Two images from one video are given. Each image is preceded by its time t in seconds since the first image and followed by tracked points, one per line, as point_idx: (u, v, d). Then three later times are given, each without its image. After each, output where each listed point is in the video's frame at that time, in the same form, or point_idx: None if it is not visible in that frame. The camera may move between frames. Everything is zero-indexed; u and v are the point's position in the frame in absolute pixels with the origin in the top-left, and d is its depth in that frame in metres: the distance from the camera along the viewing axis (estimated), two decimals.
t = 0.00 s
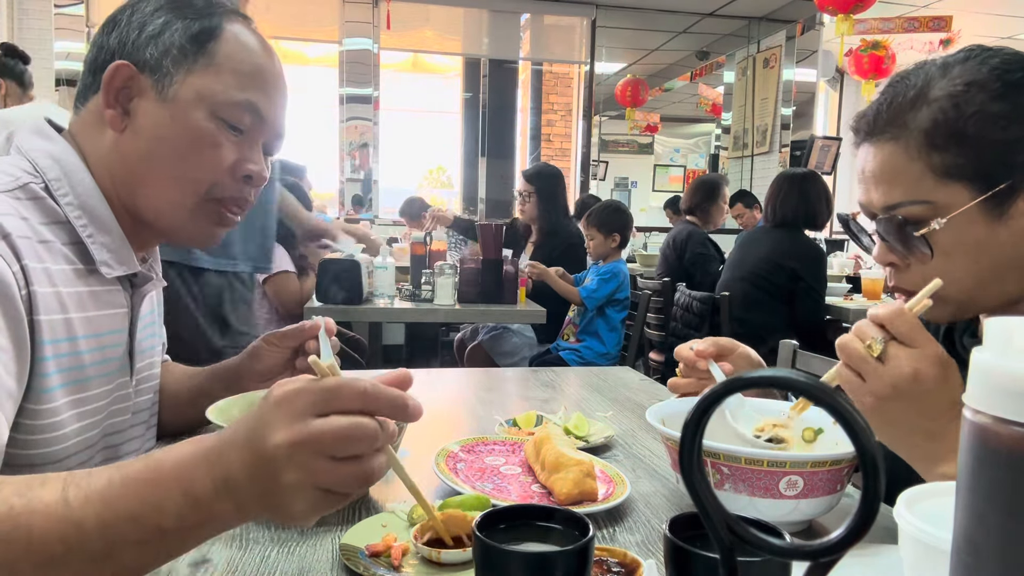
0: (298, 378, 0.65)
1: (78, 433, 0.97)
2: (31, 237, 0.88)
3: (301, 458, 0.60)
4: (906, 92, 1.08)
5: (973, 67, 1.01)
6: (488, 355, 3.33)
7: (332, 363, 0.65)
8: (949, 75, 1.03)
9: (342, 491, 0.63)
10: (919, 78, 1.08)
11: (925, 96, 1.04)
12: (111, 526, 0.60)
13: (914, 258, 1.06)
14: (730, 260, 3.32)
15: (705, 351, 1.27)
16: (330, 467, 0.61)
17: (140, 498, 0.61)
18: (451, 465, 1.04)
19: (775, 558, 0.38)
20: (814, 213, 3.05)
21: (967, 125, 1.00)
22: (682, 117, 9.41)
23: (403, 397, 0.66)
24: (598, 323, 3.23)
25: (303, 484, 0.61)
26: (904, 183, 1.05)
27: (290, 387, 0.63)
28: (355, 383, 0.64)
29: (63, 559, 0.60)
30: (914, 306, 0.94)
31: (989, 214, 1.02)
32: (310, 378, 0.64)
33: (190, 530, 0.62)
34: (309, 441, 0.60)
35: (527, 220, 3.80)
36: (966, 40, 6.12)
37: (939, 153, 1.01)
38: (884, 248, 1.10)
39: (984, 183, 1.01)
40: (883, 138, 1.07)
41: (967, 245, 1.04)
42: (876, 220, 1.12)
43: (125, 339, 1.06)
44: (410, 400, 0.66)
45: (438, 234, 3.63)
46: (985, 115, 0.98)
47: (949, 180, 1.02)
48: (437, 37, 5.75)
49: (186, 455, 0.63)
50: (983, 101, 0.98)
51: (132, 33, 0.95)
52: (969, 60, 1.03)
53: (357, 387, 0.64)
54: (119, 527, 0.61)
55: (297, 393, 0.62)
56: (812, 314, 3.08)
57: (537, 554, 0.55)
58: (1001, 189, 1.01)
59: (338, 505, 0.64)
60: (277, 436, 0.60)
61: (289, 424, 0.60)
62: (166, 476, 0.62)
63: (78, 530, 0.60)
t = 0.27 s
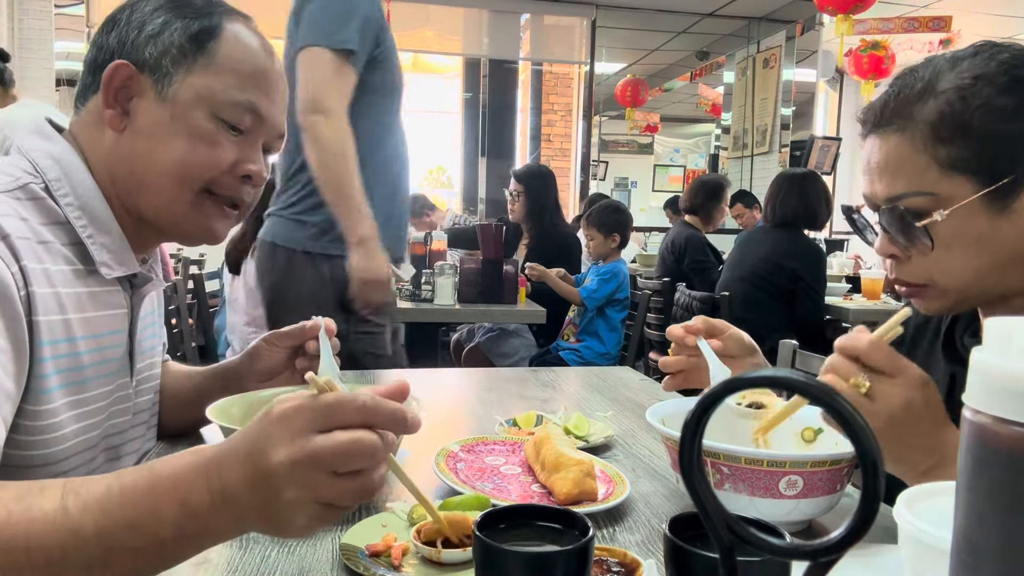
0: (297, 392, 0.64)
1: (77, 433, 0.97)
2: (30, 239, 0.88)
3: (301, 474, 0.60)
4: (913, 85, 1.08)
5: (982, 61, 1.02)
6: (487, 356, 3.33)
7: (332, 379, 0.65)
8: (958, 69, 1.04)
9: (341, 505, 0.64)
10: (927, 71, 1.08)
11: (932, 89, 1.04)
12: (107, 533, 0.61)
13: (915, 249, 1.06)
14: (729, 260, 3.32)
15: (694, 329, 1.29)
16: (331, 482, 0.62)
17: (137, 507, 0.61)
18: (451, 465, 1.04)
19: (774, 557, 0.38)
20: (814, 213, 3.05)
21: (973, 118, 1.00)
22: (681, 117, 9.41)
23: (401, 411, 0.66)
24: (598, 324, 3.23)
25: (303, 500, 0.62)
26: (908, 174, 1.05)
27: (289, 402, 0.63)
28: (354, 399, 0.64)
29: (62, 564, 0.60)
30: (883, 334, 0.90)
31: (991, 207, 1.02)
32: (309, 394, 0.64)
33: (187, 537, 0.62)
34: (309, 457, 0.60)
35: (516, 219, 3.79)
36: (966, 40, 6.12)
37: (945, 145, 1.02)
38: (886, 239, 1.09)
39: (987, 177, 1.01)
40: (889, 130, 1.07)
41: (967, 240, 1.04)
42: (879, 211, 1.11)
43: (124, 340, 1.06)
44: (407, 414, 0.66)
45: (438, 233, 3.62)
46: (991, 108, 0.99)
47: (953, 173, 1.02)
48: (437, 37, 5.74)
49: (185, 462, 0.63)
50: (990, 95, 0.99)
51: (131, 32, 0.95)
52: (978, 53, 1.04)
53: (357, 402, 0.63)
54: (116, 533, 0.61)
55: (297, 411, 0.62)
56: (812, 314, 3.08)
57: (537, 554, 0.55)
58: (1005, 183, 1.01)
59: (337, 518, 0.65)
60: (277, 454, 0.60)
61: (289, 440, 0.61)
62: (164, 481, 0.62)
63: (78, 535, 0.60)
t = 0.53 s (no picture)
0: (285, 417, 0.63)
1: (74, 433, 0.97)
2: (29, 238, 0.88)
3: (290, 502, 0.60)
4: (919, 80, 1.09)
5: (989, 55, 1.02)
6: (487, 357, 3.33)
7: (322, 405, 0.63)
8: (964, 64, 1.04)
9: (336, 527, 0.64)
10: (933, 67, 1.09)
11: (939, 83, 1.05)
12: (103, 541, 0.60)
13: (921, 245, 1.05)
14: (729, 260, 3.32)
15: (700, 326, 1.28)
16: (322, 510, 0.61)
17: (130, 522, 0.61)
18: (451, 465, 1.04)
19: (775, 557, 0.38)
20: (814, 213, 3.05)
21: (980, 111, 1.01)
22: (682, 117, 9.40)
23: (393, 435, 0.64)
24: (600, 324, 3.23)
25: (296, 526, 0.62)
26: (914, 167, 1.05)
27: (276, 430, 0.62)
28: (343, 427, 0.62)
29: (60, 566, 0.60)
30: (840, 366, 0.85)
31: (997, 201, 1.02)
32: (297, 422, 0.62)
33: (182, 547, 0.62)
34: (298, 487, 0.60)
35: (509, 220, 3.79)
36: (966, 40, 6.12)
37: (952, 138, 1.02)
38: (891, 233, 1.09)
39: (994, 170, 1.02)
40: (895, 124, 1.08)
41: (967, 236, 1.03)
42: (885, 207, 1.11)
43: (122, 339, 1.06)
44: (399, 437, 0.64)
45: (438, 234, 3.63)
46: (999, 102, 1.00)
47: (959, 166, 1.02)
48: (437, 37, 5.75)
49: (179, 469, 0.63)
50: (997, 88, 1.00)
51: (124, 31, 0.95)
52: (984, 49, 1.05)
53: (346, 430, 0.62)
54: (113, 539, 0.61)
55: (283, 443, 0.61)
56: (812, 314, 3.08)
57: (537, 555, 0.55)
58: (1011, 177, 1.02)
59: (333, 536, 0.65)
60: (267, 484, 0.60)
61: (277, 470, 0.60)
62: (160, 488, 0.62)
63: (79, 540, 0.60)
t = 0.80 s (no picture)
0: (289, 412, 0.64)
1: (72, 433, 0.97)
2: (26, 238, 0.88)
3: (294, 497, 0.60)
4: (920, 77, 1.09)
5: (990, 53, 1.02)
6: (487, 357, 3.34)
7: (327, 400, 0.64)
8: (965, 62, 1.04)
9: (335, 525, 0.64)
10: (934, 64, 1.09)
11: (940, 80, 1.05)
12: (98, 542, 0.61)
13: (920, 243, 1.05)
14: (729, 260, 3.32)
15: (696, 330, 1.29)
16: (324, 504, 0.61)
17: (128, 520, 0.61)
18: (451, 465, 1.04)
19: (775, 558, 0.38)
20: (814, 213, 3.05)
21: (980, 109, 1.00)
22: (682, 117, 9.39)
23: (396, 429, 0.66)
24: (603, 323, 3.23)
25: (296, 521, 0.61)
26: (914, 164, 1.05)
27: (279, 425, 0.62)
28: (348, 420, 0.63)
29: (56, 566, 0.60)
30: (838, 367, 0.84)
31: (998, 198, 1.02)
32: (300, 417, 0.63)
33: (176, 548, 0.62)
34: (302, 482, 0.60)
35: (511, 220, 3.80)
36: (966, 39, 6.11)
37: (952, 135, 1.02)
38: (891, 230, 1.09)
39: (993, 167, 1.01)
40: (896, 121, 1.08)
41: (965, 234, 1.03)
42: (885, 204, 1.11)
43: (120, 339, 1.06)
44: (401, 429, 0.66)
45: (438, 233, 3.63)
46: (1000, 100, 0.99)
47: (959, 163, 1.02)
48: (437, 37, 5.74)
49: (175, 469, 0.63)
50: (997, 86, 1.00)
51: (117, 30, 0.95)
52: (985, 46, 1.05)
53: (350, 422, 0.63)
54: (109, 538, 0.61)
55: (286, 435, 0.61)
56: (812, 314, 3.08)
57: (538, 555, 0.55)
58: (1011, 175, 1.01)
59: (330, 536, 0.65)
60: (271, 477, 0.60)
61: (281, 464, 0.60)
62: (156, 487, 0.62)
63: (75, 540, 0.61)
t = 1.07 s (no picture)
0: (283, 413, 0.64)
1: (73, 433, 0.97)
2: (27, 238, 0.88)
3: (289, 497, 0.60)
4: (920, 76, 1.09)
5: (990, 53, 1.03)
6: (487, 357, 3.34)
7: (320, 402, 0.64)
8: (966, 60, 1.04)
9: (331, 523, 0.64)
10: (935, 63, 1.09)
11: (940, 80, 1.05)
12: (98, 544, 0.61)
13: (919, 241, 1.05)
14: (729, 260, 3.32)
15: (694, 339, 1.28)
16: (321, 502, 0.62)
17: (126, 520, 0.61)
18: (451, 465, 1.04)
19: (775, 558, 0.38)
20: (814, 212, 3.05)
21: (979, 108, 1.01)
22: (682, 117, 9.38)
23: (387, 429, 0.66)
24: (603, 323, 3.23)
25: (292, 520, 0.62)
26: (913, 163, 1.05)
27: (274, 427, 0.62)
28: (342, 420, 0.63)
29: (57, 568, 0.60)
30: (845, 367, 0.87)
31: (996, 198, 1.02)
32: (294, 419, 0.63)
33: (177, 549, 0.62)
34: (295, 482, 0.60)
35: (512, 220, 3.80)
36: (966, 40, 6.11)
37: (951, 135, 1.02)
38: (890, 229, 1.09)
39: (992, 167, 1.01)
40: (896, 120, 1.08)
41: (966, 234, 1.03)
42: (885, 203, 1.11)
43: (122, 340, 1.06)
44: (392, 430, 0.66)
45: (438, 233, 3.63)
46: (999, 99, 0.99)
47: (959, 162, 1.02)
48: (437, 37, 5.75)
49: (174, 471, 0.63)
50: (996, 85, 1.00)
51: (121, 31, 0.95)
52: (985, 46, 1.05)
53: (344, 422, 0.63)
54: (108, 539, 0.61)
55: (281, 436, 0.61)
56: (812, 314, 3.09)
57: (538, 554, 0.55)
58: (1009, 174, 1.01)
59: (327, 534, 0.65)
60: (267, 478, 0.60)
61: (276, 464, 0.60)
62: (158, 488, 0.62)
63: (76, 541, 0.61)
